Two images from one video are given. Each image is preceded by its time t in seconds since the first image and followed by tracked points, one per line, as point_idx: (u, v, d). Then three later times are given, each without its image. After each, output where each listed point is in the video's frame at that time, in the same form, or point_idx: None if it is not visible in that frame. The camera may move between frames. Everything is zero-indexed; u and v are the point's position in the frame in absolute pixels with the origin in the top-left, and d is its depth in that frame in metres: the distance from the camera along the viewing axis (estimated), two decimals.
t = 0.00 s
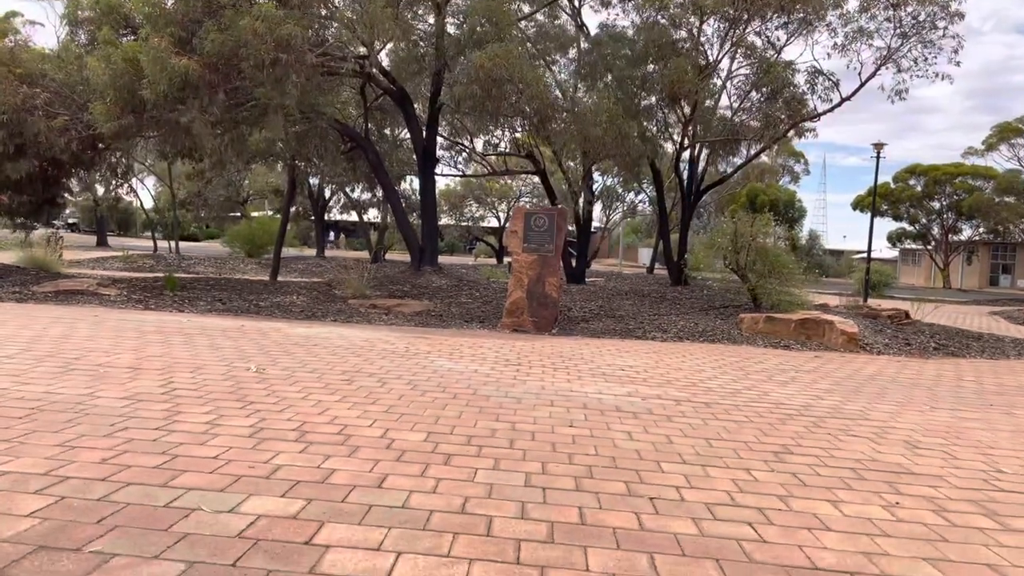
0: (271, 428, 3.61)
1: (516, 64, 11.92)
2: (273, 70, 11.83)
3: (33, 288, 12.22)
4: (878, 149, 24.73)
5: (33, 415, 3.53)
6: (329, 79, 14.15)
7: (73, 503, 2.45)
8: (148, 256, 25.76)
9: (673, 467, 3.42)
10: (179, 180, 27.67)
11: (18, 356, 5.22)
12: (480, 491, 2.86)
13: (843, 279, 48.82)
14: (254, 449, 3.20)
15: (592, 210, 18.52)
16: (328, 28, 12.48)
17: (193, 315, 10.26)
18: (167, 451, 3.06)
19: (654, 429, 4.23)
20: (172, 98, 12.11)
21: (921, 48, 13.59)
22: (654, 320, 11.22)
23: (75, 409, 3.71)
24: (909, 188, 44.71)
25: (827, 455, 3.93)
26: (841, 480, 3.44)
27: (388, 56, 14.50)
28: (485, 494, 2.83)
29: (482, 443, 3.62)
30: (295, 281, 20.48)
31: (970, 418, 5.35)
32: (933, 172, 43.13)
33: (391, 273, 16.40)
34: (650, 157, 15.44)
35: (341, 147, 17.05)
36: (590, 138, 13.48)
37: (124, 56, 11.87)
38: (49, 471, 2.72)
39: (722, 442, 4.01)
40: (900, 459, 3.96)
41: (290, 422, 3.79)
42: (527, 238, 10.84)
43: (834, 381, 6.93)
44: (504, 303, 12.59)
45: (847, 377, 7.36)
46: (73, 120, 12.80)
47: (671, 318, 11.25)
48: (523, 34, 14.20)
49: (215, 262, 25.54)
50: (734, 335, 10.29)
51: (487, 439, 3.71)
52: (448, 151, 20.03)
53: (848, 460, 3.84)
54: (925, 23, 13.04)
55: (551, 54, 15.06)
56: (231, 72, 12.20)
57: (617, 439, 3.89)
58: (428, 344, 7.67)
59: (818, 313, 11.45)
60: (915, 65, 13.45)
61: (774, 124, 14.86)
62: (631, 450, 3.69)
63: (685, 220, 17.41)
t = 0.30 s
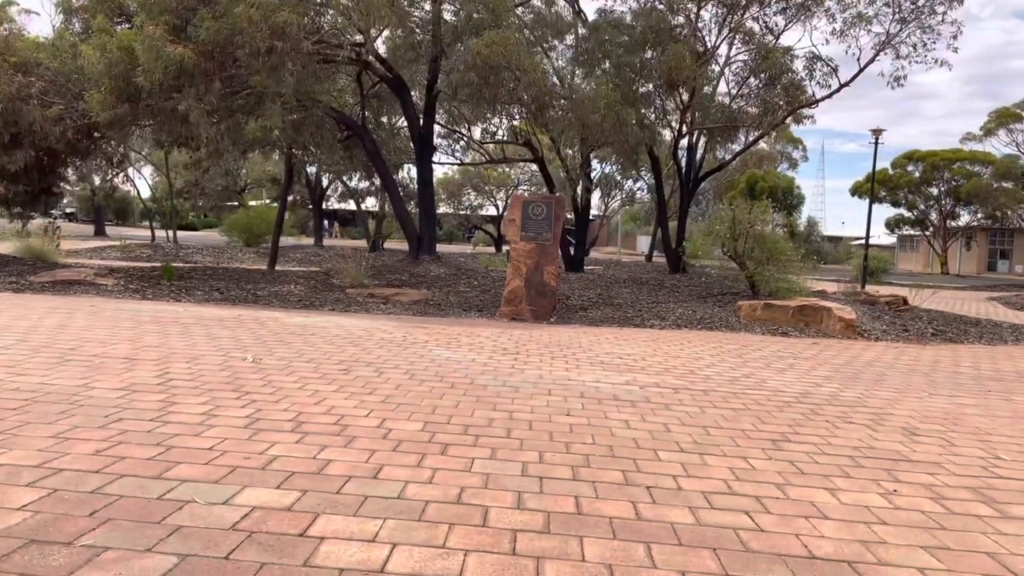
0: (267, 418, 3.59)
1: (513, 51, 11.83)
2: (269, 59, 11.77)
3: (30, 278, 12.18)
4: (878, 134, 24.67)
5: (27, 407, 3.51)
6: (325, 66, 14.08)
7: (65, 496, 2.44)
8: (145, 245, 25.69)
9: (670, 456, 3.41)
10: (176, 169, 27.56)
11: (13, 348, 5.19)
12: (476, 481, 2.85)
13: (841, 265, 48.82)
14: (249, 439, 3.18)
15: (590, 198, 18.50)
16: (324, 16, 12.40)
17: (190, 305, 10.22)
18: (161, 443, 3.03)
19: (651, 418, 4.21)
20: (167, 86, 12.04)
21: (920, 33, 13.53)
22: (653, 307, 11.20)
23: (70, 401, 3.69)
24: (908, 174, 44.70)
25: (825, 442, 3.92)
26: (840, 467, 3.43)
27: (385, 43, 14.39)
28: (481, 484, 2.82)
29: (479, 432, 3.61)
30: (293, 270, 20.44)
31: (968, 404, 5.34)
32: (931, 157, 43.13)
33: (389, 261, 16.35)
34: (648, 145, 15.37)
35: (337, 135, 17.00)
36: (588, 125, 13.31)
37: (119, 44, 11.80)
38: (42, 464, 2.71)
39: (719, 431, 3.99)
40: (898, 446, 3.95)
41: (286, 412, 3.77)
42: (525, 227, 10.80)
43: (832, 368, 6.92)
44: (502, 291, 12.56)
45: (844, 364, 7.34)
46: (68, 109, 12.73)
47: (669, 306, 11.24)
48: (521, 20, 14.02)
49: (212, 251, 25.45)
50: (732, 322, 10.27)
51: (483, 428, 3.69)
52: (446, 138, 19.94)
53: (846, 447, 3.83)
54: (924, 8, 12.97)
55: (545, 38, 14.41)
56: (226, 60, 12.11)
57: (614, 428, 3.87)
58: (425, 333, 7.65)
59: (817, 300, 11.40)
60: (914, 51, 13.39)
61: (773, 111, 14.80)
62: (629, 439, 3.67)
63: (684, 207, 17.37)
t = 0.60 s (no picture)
0: (258, 454, 3.52)
1: (508, 50, 11.76)
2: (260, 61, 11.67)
3: (23, 285, 12.08)
4: (874, 123, 24.61)
5: (15, 446, 3.45)
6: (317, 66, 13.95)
7: (49, 558, 2.38)
8: (140, 245, 25.56)
9: (670, 490, 3.34)
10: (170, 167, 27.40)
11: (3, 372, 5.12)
12: (472, 527, 2.79)
13: (838, 253, 48.86)
14: (240, 481, 3.12)
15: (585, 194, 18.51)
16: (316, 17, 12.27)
17: (184, 312, 10.14)
18: (149, 489, 2.97)
19: (649, 442, 4.15)
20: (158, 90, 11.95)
21: (916, 26, 13.44)
22: (650, 308, 11.14)
23: (57, 437, 3.63)
24: (904, 160, 44.72)
25: (827, 468, 3.85)
26: (841, 498, 3.37)
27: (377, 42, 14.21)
28: (476, 531, 2.76)
29: (474, 465, 3.54)
30: (289, 268, 20.34)
31: (969, 417, 5.28)
32: (927, 144, 43.18)
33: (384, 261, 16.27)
34: (643, 141, 15.27)
35: (331, 135, 16.93)
36: (583, 123, 13.38)
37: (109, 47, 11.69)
38: (26, 518, 2.65)
39: (718, 456, 3.93)
40: (900, 470, 3.89)
41: (278, 446, 3.70)
42: (519, 230, 10.69)
43: (831, 375, 6.86)
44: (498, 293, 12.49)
45: (843, 370, 7.28)
46: (59, 113, 12.62)
47: (666, 307, 11.18)
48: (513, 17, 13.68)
49: (208, 250, 25.35)
50: (730, 323, 10.23)
51: (479, 460, 3.63)
52: (441, 134, 19.82)
53: (847, 473, 3.77)
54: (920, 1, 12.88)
55: (541, 34, 14.32)
56: (217, 63, 11.97)
57: (612, 457, 3.81)
58: (421, 344, 7.58)
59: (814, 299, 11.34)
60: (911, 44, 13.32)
61: (769, 105, 14.75)
62: (626, 469, 3.61)
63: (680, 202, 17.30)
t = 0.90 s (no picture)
0: (238, 538, 3.46)
1: (497, 71, 11.75)
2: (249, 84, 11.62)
3: (11, 313, 11.94)
4: (867, 125, 24.55)
5: None
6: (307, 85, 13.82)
7: None
8: (133, 259, 25.37)
9: (661, 572, 3.27)
10: (161, 179, 27.19)
11: None
12: None
13: (834, 250, 48.86)
14: None
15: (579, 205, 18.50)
16: (304, 37, 12.16)
17: (173, 342, 10.00)
18: None
19: (641, 506, 4.06)
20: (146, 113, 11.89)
21: (908, 37, 13.36)
22: (645, 328, 11.01)
23: (32, 522, 3.65)
24: (898, 158, 44.76)
25: (821, 534, 3.77)
26: None
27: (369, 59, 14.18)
28: None
29: (461, 545, 3.46)
30: (282, 282, 20.18)
31: (967, 460, 5.19)
32: (921, 142, 43.20)
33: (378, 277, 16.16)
34: (636, 154, 15.15)
35: (322, 152, 16.85)
36: (577, 143, 13.40)
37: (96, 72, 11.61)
38: None
39: (711, 523, 3.85)
40: (897, 535, 3.80)
41: (259, 526, 3.62)
42: (512, 251, 10.64)
43: (827, 408, 6.76)
44: (492, 312, 12.35)
45: (839, 399, 7.18)
46: (46, 138, 12.53)
47: (661, 326, 11.07)
48: (505, 30, 13.56)
49: (201, 263, 25.17)
50: (725, 344, 10.13)
51: (466, 537, 3.55)
52: (433, 145, 19.69)
53: (842, 542, 3.69)
54: (911, 12, 12.80)
55: (533, 50, 14.03)
56: (204, 86, 11.88)
57: (603, 528, 3.73)
58: (411, 379, 7.44)
59: (809, 314, 11.24)
60: (902, 55, 13.24)
61: (762, 118, 14.67)
62: (617, 545, 3.53)
63: (674, 213, 17.21)
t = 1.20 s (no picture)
0: None
1: (488, 74, 11.57)
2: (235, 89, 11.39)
3: None
4: (863, 121, 24.35)
5: None
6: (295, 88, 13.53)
7: None
8: (121, 265, 25.03)
9: None
10: (150, 183, 26.85)
11: None
12: None
13: (829, 246, 48.78)
14: None
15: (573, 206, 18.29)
16: (290, 40, 11.90)
17: (160, 357, 9.74)
18: None
19: (648, 542, 3.85)
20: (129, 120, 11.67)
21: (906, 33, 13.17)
22: (644, 335, 10.79)
23: None
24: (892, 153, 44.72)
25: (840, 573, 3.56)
26: None
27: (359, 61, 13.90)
28: None
29: None
30: (273, 287, 19.89)
31: (985, 481, 4.98)
32: (914, 136, 43.14)
33: (371, 283, 15.90)
34: (631, 156, 14.91)
35: (312, 155, 16.56)
36: (571, 144, 13.13)
37: (77, 79, 11.36)
38: None
39: (723, 562, 3.64)
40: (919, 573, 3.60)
41: None
42: (507, 258, 10.38)
43: (834, 423, 6.55)
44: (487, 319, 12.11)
45: (846, 412, 6.97)
46: (28, 146, 12.28)
47: (660, 333, 10.85)
48: (496, 31, 13.31)
49: (191, 269, 24.83)
50: (725, 351, 9.92)
51: None
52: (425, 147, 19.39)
53: None
54: (909, 9, 12.63)
55: (525, 48, 14.08)
56: (189, 93, 11.64)
57: (608, 570, 3.52)
58: (404, 397, 7.21)
59: (810, 318, 11.03)
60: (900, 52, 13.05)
61: (758, 118, 14.62)
62: None
63: (670, 213, 17.00)
